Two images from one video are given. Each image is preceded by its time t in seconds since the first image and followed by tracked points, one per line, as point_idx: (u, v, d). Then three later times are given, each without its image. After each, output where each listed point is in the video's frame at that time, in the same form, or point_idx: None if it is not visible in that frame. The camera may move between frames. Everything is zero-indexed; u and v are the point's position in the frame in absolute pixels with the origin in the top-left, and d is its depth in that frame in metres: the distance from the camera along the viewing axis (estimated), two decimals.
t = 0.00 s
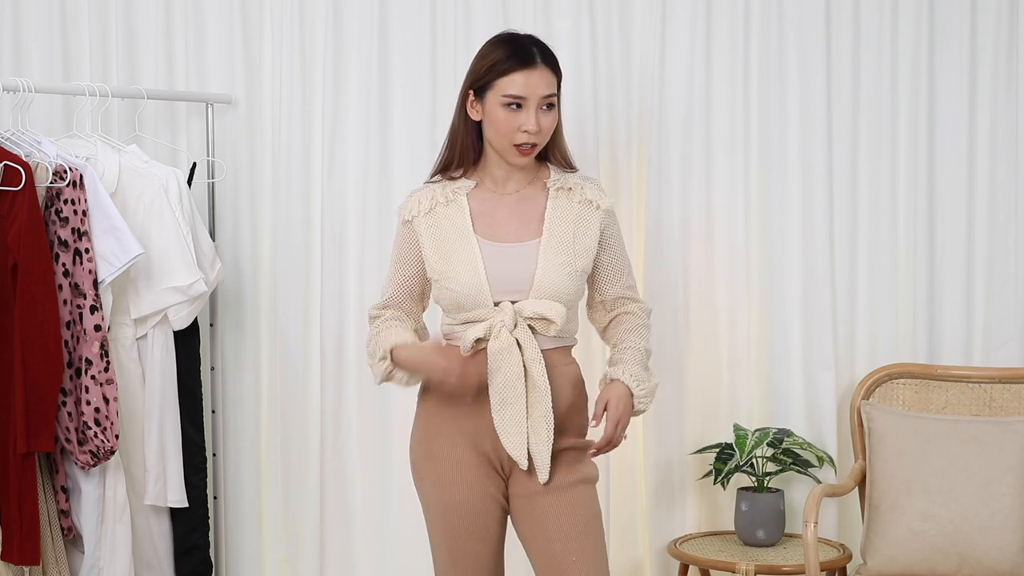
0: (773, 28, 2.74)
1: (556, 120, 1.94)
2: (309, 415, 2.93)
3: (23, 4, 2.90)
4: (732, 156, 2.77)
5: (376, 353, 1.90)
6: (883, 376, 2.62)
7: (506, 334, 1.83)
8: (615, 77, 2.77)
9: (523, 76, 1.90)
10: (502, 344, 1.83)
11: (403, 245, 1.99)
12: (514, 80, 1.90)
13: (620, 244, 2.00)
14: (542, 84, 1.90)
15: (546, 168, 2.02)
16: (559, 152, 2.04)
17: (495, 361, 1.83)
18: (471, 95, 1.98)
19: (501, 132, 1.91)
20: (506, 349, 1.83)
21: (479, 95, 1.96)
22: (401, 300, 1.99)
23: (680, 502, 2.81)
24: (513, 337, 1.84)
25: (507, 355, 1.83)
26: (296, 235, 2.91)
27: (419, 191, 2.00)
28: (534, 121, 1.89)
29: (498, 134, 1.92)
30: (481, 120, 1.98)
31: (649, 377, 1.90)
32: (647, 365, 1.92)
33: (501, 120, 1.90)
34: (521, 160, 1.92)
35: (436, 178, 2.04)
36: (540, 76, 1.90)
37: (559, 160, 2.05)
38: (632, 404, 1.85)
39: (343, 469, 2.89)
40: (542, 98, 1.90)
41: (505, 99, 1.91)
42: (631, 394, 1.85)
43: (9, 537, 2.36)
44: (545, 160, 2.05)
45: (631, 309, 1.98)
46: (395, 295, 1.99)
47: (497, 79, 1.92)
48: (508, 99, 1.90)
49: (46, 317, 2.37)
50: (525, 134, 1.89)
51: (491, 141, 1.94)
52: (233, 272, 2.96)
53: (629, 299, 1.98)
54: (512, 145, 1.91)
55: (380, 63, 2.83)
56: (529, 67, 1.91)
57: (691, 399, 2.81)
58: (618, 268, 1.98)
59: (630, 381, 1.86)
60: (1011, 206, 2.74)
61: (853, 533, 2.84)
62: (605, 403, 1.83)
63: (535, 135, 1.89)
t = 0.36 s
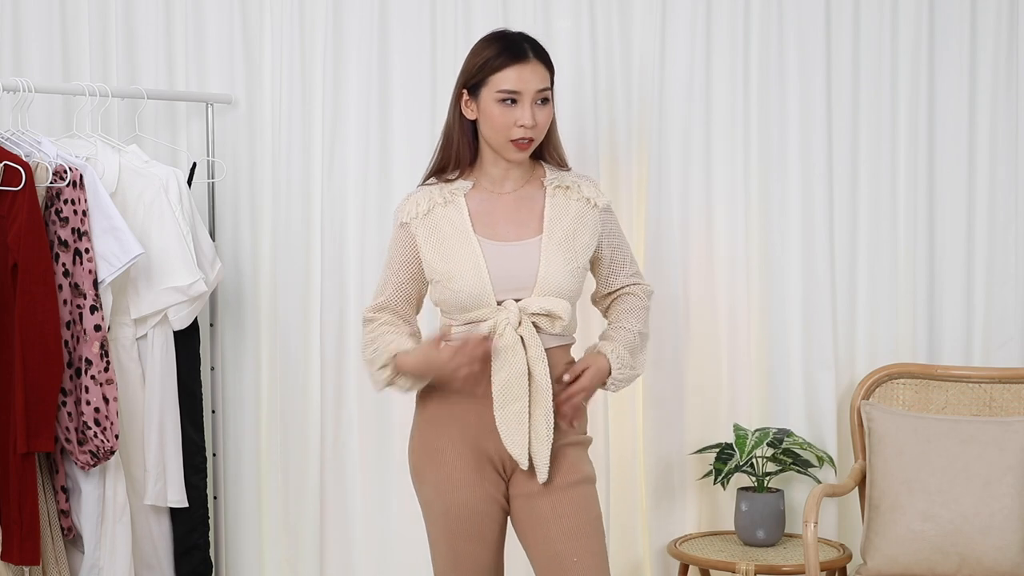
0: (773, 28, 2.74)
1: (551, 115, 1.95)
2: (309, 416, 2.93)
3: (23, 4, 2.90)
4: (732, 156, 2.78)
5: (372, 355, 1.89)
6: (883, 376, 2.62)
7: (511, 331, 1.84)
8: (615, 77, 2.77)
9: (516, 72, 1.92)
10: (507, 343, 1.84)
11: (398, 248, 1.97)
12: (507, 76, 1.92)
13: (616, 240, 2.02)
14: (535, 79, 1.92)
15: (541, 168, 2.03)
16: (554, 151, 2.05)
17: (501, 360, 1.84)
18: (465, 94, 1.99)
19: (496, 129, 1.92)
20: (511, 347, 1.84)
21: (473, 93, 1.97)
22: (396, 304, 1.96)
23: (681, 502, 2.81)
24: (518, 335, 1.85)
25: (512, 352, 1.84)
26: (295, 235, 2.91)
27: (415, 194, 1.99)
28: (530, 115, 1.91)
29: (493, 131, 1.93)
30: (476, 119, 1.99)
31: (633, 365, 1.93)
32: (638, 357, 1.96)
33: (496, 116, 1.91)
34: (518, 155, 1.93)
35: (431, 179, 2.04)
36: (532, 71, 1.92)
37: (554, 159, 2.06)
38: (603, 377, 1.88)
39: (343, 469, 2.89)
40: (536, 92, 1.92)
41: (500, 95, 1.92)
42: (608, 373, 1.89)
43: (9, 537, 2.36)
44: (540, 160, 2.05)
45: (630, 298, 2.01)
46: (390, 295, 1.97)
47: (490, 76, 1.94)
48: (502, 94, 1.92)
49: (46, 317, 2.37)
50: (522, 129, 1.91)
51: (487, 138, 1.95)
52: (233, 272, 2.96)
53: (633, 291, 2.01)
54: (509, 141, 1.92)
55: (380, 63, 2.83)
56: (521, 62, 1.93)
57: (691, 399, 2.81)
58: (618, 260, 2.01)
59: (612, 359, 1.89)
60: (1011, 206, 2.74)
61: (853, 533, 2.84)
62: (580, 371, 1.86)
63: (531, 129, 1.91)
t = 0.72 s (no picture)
0: (773, 28, 2.74)
1: (548, 121, 1.94)
2: (309, 416, 2.93)
3: (23, 4, 2.90)
4: (732, 156, 2.77)
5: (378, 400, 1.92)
6: (883, 376, 2.62)
7: (507, 334, 1.84)
8: (615, 77, 2.77)
9: (515, 77, 1.90)
10: (503, 344, 1.84)
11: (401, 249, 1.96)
12: (505, 80, 1.90)
13: (611, 244, 1.99)
14: (532, 85, 1.90)
15: (540, 168, 2.02)
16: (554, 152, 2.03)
17: (498, 361, 1.84)
18: (463, 96, 1.98)
19: (492, 133, 1.91)
20: (508, 348, 1.83)
21: (470, 95, 1.96)
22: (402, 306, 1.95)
23: (680, 502, 2.80)
24: (515, 337, 1.84)
25: (508, 354, 1.84)
26: (295, 235, 2.91)
27: (413, 196, 1.99)
28: (526, 121, 1.89)
29: (489, 135, 1.92)
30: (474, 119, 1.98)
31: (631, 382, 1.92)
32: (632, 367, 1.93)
33: (492, 120, 1.90)
34: (513, 159, 1.92)
35: (427, 180, 2.04)
36: (530, 76, 1.90)
37: (554, 160, 2.04)
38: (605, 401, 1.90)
39: (343, 469, 2.89)
40: (533, 98, 1.90)
41: (496, 100, 1.91)
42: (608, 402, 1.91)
43: (9, 538, 2.36)
44: (540, 160, 2.04)
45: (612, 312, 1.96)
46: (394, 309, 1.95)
47: (488, 80, 1.92)
48: (499, 100, 1.90)
49: (46, 317, 2.37)
50: (517, 135, 1.89)
51: (483, 142, 1.94)
52: (233, 272, 2.96)
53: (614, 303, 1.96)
54: (505, 145, 1.91)
55: (380, 63, 2.83)
56: (520, 67, 1.90)
57: (691, 399, 2.80)
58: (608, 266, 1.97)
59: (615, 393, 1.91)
60: (1011, 206, 2.74)
61: (853, 534, 2.83)
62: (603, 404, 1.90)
63: (527, 136, 1.89)
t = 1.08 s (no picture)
0: (773, 28, 2.74)
1: (540, 131, 1.92)
2: (309, 415, 2.93)
3: (23, 4, 2.90)
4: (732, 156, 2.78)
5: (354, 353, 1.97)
6: (883, 376, 2.62)
7: (505, 336, 1.83)
8: (615, 76, 2.77)
9: (507, 88, 1.88)
10: (501, 347, 1.83)
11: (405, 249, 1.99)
12: (496, 91, 1.88)
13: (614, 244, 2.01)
14: (523, 98, 1.88)
15: (541, 168, 2.02)
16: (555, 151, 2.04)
17: (496, 363, 1.83)
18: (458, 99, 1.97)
19: (483, 143, 1.91)
20: (506, 351, 1.83)
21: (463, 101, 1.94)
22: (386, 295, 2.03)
23: (680, 502, 2.81)
24: (513, 339, 1.84)
25: (507, 357, 1.83)
26: (296, 235, 2.91)
27: (410, 192, 2.01)
28: (515, 133, 1.88)
29: (480, 144, 1.92)
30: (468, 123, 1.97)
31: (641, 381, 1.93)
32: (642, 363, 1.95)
33: (482, 131, 1.90)
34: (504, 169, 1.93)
35: (429, 178, 2.05)
36: (522, 88, 1.88)
37: (555, 159, 2.04)
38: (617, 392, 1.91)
39: (343, 469, 2.89)
40: (523, 111, 1.88)
41: (486, 111, 1.89)
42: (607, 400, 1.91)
43: (9, 537, 2.36)
44: (541, 160, 2.04)
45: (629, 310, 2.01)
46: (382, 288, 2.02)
47: (479, 89, 1.90)
48: (489, 111, 1.89)
49: (46, 317, 2.37)
50: (506, 147, 1.89)
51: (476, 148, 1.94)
52: (233, 272, 2.96)
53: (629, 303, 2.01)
54: (494, 156, 1.91)
55: (380, 63, 2.83)
56: (511, 78, 1.88)
57: (691, 399, 2.81)
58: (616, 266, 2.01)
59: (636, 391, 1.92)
60: (1011, 206, 2.74)
61: (853, 534, 2.84)
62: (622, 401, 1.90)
63: (516, 148, 1.89)
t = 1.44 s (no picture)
0: (773, 28, 2.74)
1: (538, 114, 1.92)
2: (309, 415, 2.93)
3: (23, 4, 2.90)
4: (732, 156, 2.77)
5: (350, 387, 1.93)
6: (883, 376, 2.62)
7: (500, 340, 1.84)
8: (615, 76, 2.77)
9: (501, 69, 1.90)
10: (496, 351, 1.84)
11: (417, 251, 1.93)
12: (490, 73, 1.90)
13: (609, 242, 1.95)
14: (516, 77, 1.90)
15: (541, 167, 2.00)
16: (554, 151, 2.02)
17: (490, 369, 1.84)
18: (456, 95, 1.99)
19: (481, 129, 1.90)
20: (501, 356, 1.84)
21: (460, 93, 1.96)
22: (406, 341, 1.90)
23: (681, 502, 2.80)
24: (508, 343, 1.84)
25: (501, 362, 1.84)
26: (296, 235, 2.91)
27: (416, 193, 1.98)
28: (512, 114, 1.88)
29: (478, 133, 1.91)
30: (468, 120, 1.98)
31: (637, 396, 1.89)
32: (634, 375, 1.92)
33: (480, 115, 1.90)
34: (503, 156, 1.91)
35: (428, 177, 2.02)
36: (516, 68, 1.90)
37: (555, 158, 2.02)
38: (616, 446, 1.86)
39: (343, 469, 2.89)
40: (519, 90, 1.89)
41: (482, 94, 1.91)
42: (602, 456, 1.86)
43: (9, 537, 2.36)
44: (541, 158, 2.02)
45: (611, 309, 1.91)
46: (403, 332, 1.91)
47: (475, 75, 1.92)
48: (485, 93, 1.90)
49: (46, 317, 2.37)
50: (504, 128, 1.88)
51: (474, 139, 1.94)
52: (233, 272, 2.96)
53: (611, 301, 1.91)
54: (494, 142, 1.90)
55: (380, 63, 2.83)
56: (505, 59, 1.91)
57: (691, 399, 2.80)
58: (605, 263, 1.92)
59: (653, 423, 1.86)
60: (1011, 206, 2.74)
61: (853, 534, 2.84)
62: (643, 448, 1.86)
63: (513, 128, 1.88)
